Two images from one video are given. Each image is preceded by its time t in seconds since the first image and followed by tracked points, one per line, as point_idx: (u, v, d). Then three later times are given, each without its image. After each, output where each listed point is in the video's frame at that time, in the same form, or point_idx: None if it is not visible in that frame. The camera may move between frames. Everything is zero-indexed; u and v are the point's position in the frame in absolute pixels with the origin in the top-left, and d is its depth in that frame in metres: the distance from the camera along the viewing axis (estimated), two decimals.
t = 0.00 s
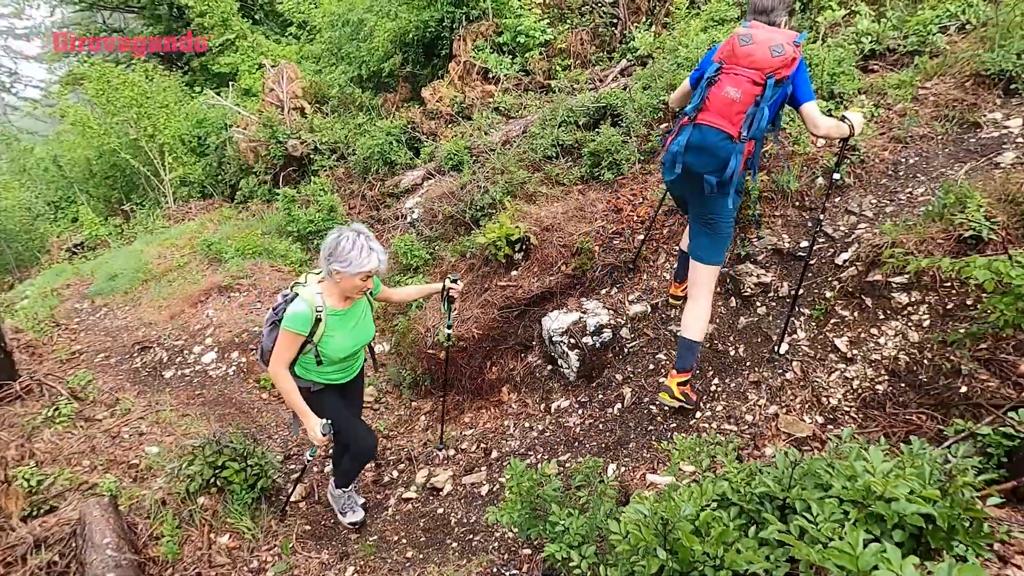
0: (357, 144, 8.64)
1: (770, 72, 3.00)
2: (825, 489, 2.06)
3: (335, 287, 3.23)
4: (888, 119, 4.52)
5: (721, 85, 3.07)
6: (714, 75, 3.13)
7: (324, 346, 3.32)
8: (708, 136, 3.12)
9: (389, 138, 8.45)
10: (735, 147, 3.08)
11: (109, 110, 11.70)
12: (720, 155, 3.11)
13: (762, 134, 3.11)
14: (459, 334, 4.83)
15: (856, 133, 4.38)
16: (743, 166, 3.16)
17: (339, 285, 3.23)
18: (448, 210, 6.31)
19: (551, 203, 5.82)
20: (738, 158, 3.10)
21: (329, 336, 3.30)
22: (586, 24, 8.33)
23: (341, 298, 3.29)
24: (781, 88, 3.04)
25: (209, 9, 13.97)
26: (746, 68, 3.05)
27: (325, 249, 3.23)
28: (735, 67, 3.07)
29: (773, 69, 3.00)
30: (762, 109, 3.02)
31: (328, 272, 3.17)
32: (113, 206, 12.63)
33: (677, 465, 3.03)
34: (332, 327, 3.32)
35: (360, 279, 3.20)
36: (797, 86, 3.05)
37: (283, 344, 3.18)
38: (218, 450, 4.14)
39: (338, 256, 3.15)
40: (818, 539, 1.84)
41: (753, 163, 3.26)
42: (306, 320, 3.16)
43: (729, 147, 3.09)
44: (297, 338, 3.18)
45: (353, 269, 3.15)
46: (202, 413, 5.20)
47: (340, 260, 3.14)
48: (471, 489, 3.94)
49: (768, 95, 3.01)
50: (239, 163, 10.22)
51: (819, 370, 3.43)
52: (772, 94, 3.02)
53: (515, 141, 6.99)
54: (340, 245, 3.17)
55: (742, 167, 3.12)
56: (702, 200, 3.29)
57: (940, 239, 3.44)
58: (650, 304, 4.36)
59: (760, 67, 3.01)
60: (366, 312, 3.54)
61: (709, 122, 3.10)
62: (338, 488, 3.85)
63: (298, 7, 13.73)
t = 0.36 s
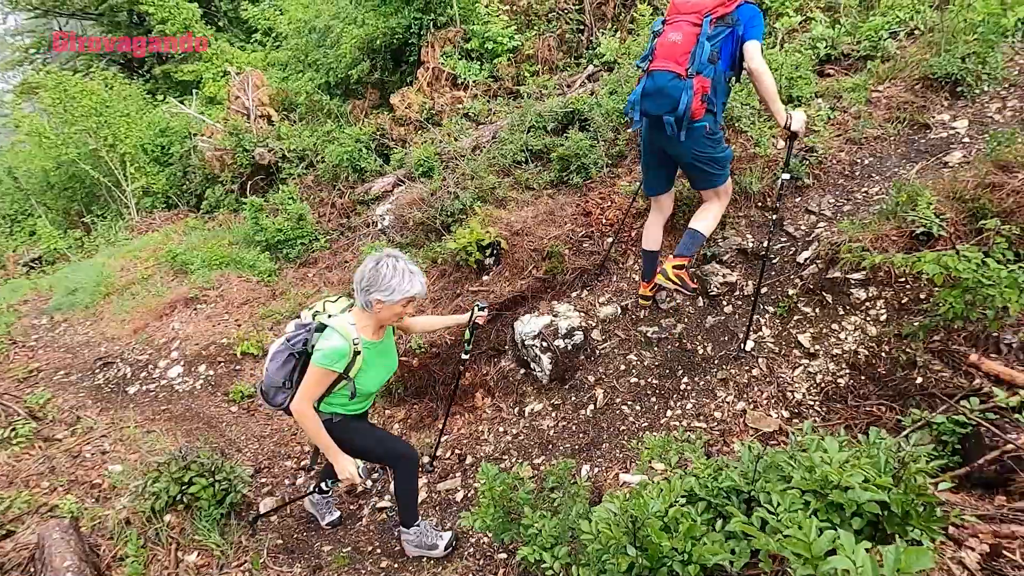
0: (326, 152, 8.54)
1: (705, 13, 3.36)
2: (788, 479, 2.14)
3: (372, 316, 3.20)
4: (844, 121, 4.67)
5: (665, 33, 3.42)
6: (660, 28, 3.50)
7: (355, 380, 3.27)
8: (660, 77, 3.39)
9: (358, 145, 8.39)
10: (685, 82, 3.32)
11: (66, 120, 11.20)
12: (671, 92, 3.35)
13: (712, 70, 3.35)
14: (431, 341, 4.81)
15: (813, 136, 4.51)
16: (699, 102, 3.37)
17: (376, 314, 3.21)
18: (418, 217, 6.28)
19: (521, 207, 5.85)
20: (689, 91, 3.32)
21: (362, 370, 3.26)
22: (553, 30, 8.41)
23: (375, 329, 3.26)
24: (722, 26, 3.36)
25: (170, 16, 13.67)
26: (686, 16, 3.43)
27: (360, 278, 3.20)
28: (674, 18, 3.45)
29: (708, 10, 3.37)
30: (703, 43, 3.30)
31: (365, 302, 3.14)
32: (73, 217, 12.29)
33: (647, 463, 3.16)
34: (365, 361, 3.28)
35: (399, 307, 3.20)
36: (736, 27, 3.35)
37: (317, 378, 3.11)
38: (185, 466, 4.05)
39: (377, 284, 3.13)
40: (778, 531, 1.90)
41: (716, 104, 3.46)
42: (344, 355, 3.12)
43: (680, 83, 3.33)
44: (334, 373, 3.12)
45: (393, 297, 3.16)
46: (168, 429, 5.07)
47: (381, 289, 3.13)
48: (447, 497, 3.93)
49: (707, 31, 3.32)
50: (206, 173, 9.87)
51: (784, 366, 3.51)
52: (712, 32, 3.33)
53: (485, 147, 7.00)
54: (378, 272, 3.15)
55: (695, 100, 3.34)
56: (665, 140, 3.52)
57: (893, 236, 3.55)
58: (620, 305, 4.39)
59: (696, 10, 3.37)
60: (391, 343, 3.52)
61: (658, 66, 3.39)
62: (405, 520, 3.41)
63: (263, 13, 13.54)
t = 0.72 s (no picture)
0: (293, 160, 8.43)
1: (657, 17, 3.44)
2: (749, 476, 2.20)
3: (411, 293, 2.64)
4: (800, 125, 4.82)
5: (625, 39, 3.55)
6: (623, 34, 3.63)
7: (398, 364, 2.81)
8: (623, 83, 3.55)
9: (325, 153, 8.30)
10: (644, 84, 3.45)
11: (19, 131, 10.95)
12: (633, 96, 3.51)
13: (671, 68, 3.43)
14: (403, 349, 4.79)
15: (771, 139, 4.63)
16: (663, 99, 3.46)
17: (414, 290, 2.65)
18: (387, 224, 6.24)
19: (491, 214, 5.87)
20: (649, 92, 3.44)
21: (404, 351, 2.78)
22: (519, 37, 8.48)
23: (413, 305, 2.73)
24: (677, 25, 3.41)
25: (128, 23, 13.29)
26: (643, 20, 3.52)
27: (395, 252, 2.59)
28: (633, 23, 3.57)
29: (662, 13, 3.45)
30: (657, 46, 3.40)
31: (406, 281, 2.57)
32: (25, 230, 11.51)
33: (617, 464, 3.28)
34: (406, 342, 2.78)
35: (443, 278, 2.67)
36: (691, 24, 3.39)
37: (365, 373, 2.59)
38: (150, 485, 3.95)
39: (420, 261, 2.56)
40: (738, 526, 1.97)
41: (685, 95, 3.51)
42: (392, 342, 2.59)
43: (639, 86, 3.47)
44: (384, 364, 2.60)
45: (437, 271, 2.59)
46: (132, 447, 4.93)
47: (426, 261, 2.56)
48: (421, 505, 3.91)
49: (661, 33, 3.41)
50: (167, 183, 9.66)
51: (748, 364, 3.59)
52: (666, 34, 3.40)
53: (454, 154, 7.01)
54: (418, 244, 2.56)
55: (656, 99, 3.44)
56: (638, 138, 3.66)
57: (847, 236, 3.68)
58: (590, 309, 4.44)
59: (649, 14, 3.47)
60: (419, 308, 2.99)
61: (620, 72, 3.56)
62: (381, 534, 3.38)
63: (226, 21, 13.31)
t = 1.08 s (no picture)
0: (254, 172, 8.27)
1: (644, 13, 3.60)
2: (709, 477, 2.28)
3: (433, 286, 2.64)
4: (753, 132, 4.97)
5: (614, 33, 3.71)
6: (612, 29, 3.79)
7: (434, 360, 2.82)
8: (610, 74, 3.69)
9: (287, 164, 8.17)
10: (629, 76, 3.59)
11: None
12: (619, 85, 3.65)
13: (657, 60, 3.55)
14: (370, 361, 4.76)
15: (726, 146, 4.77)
16: (647, 90, 3.59)
17: (435, 283, 2.64)
18: (351, 236, 6.18)
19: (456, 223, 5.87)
20: (633, 82, 3.58)
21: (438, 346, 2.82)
22: (481, 47, 8.54)
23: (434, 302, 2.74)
24: (664, 20, 3.55)
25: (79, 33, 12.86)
26: (633, 16, 3.68)
27: (411, 250, 2.57)
28: (624, 19, 3.73)
29: (649, 8, 3.60)
30: (642, 39, 3.55)
31: (430, 275, 2.56)
32: None
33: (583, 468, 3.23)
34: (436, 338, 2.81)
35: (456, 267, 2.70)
36: (677, 19, 3.53)
37: (425, 369, 2.59)
38: (106, 511, 3.82)
39: (439, 253, 2.55)
40: (692, 524, 2.02)
41: (671, 88, 3.61)
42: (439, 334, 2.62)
43: (624, 77, 3.61)
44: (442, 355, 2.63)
45: (455, 260, 2.60)
46: (87, 473, 4.74)
47: (445, 254, 2.56)
48: (390, 519, 3.86)
49: (647, 27, 3.56)
50: (121, 197, 9.29)
51: (710, 365, 3.68)
52: (653, 27, 3.55)
53: (418, 164, 6.99)
54: (433, 235, 2.56)
55: (641, 90, 3.57)
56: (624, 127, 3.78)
57: (798, 239, 3.81)
58: (555, 315, 4.47)
59: (636, 10, 3.63)
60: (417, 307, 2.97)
61: (609, 64, 3.70)
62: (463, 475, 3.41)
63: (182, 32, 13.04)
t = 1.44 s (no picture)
0: (205, 188, 8.03)
1: None
2: (665, 476, 2.38)
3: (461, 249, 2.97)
4: (702, 140, 5.13)
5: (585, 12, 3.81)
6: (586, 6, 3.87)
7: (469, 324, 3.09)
8: (580, 54, 3.83)
9: (240, 179, 7.97)
10: (594, 56, 3.70)
11: None
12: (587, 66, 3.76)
13: (621, 39, 3.59)
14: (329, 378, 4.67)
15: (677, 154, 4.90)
16: (613, 69, 3.66)
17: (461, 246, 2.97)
18: (308, 251, 6.07)
19: (415, 236, 5.85)
20: (598, 63, 3.68)
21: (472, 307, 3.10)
22: (437, 59, 8.57)
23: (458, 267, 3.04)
24: None
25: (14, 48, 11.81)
26: None
27: (439, 219, 2.87)
28: None
29: None
30: (603, 20, 3.62)
31: (456, 239, 2.89)
32: None
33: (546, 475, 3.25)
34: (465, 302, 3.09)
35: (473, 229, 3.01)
36: None
37: (479, 324, 2.89)
38: (48, 547, 3.62)
39: (462, 218, 2.87)
40: (646, 524, 2.09)
41: (638, 63, 3.67)
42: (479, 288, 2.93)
43: (590, 57, 3.73)
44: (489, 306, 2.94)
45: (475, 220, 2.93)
46: (28, 509, 4.48)
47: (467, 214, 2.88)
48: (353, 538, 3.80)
49: (608, 7, 3.61)
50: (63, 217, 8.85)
51: (668, 368, 3.75)
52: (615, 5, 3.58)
53: (375, 177, 6.94)
54: (453, 202, 2.86)
55: (606, 70, 3.66)
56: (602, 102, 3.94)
57: (748, 242, 3.93)
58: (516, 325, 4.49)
59: None
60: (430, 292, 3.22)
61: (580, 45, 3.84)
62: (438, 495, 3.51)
63: (127, 45, 12.61)
